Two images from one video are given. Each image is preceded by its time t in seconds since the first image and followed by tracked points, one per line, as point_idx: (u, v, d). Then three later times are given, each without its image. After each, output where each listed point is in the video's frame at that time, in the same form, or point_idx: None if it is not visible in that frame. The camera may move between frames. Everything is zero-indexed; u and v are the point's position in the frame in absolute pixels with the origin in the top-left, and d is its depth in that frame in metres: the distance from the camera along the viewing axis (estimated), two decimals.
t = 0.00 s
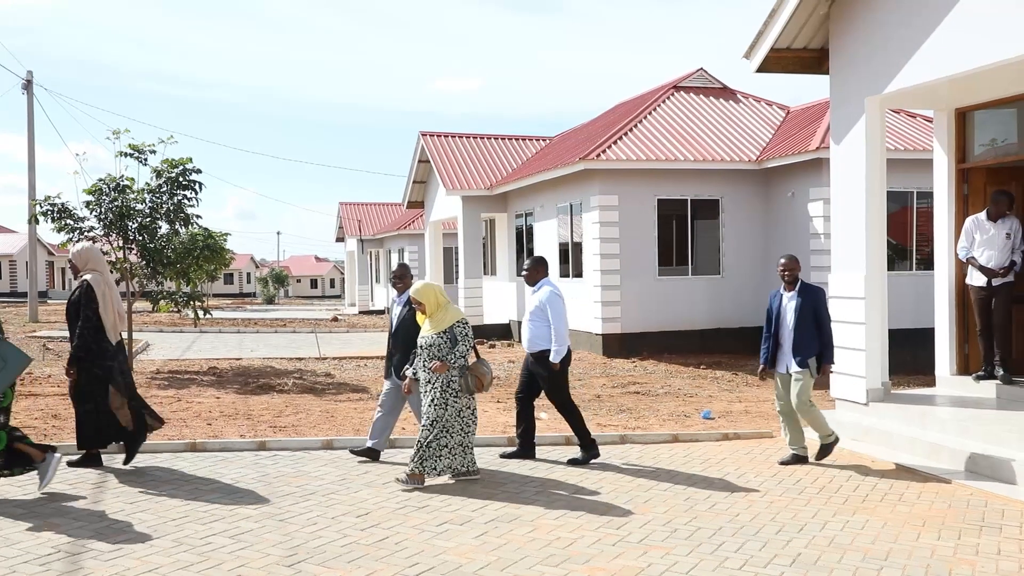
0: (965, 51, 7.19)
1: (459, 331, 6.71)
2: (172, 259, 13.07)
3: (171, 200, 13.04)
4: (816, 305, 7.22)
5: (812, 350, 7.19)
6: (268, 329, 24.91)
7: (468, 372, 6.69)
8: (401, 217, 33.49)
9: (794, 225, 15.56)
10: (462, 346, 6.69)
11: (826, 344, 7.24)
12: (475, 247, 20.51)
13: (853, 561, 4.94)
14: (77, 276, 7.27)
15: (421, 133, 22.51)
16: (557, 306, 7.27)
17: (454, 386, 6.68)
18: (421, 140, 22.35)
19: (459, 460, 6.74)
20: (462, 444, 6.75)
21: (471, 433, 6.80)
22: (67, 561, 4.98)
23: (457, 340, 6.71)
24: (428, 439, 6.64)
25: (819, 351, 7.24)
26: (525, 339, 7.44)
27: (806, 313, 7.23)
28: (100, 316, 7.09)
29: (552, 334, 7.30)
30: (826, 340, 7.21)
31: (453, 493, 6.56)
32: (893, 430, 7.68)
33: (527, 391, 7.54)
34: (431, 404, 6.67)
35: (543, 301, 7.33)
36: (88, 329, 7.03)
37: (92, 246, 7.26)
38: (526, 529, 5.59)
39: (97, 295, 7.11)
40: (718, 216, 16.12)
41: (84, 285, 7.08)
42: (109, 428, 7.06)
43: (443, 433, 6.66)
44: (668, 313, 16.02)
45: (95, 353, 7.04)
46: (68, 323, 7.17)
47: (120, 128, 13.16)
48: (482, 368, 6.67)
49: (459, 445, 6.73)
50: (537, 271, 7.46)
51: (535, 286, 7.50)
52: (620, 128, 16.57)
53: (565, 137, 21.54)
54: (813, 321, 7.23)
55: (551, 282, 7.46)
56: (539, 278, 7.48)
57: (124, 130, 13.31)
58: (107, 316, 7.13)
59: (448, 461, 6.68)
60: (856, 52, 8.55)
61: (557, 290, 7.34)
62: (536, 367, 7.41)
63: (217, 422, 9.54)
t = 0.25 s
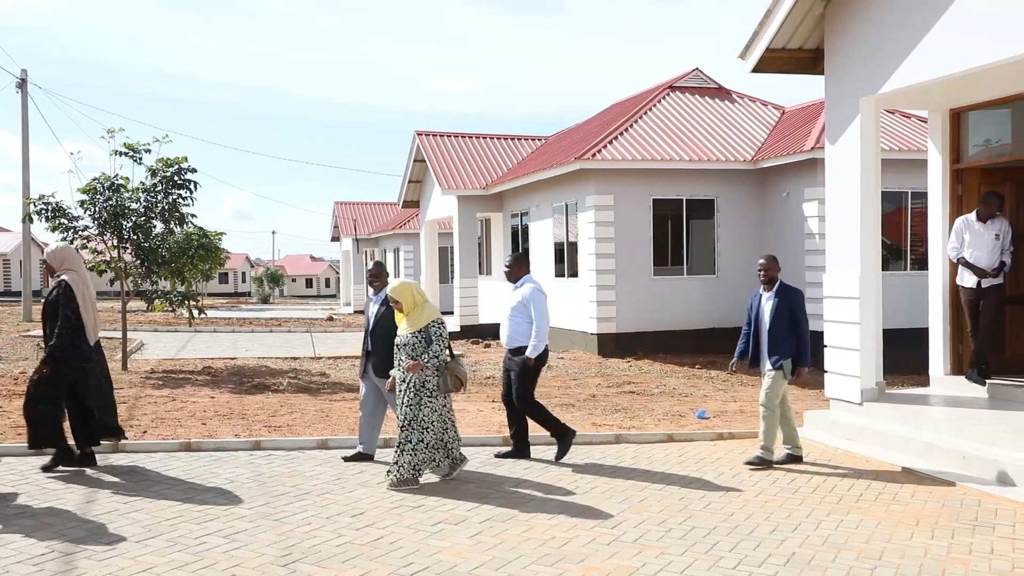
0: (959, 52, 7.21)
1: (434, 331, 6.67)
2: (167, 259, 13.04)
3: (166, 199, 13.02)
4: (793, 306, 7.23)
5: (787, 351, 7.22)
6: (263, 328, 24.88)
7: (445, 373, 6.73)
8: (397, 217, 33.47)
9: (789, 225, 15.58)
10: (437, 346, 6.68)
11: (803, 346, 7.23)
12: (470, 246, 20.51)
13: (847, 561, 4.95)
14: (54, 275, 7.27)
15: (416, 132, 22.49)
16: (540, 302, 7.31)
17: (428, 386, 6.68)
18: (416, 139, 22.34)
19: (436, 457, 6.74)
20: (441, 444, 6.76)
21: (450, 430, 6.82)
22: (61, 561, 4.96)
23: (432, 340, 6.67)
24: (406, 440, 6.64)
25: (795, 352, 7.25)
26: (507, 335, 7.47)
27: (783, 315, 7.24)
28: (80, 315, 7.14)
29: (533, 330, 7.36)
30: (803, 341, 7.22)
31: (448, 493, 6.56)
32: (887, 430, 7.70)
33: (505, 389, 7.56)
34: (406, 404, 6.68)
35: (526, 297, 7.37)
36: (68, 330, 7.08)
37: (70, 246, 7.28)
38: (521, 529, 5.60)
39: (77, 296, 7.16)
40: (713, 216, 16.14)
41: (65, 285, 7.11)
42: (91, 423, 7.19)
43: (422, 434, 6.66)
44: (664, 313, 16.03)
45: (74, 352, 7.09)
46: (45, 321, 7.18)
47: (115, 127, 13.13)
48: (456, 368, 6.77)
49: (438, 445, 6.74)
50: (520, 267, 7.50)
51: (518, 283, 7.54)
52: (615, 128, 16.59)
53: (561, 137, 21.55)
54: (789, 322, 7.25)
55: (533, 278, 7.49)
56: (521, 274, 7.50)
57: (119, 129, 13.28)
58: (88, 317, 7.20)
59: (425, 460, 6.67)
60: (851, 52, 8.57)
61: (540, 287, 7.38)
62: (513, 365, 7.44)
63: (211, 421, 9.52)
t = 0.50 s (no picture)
0: (956, 50, 7.21)
1: (417, 328, 6.65)
2: (164, 258, 13.04)
3: (164, 198, 13.01)
4: (776, 307, 7.20)
5: (771, 352, 7.17)
6: (261, 327, 24.85)
7: (429, 369, 6.69)
8: (395, 215, 33.45)
9: (787, 224, 15.59)
10: (420, 343, 6.66)
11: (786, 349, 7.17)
12: (468, 245, 20.49)
13: (844, 558, 4.96)
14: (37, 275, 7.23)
15: (414, 131, 22.48)
16: (530, 301, 7.35)
17: (413, 384, 6.67)
18: (414, 138, 22.33)
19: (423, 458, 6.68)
20: (429, 441, 6.73)
21: (436, 429, 6.78)
22: (58, 560, 4.96)
23: (414, 337, 6.65)
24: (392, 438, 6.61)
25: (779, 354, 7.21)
26: (493, 332, 7.46)
27: (766, 315, 7.21)
28: (64, 316, 7.11)
29: (523, 327, 7.38)
30: (786, 342, 7.16)
31: (445, 491, 6.56)
32: (883, 429, 7.71)
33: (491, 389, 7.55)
34: (391, 401, 6.67)
35: (516, 294, 7.37)
36: (51, 332, 7.05)
37: (53, 245, 7.23)
38: (519, 527, 5.60)
39: (60, 296, 7.12)
40: (711, 214, 16.14)
41: (47, 286, 7.06)
42: (68, 426, 7.15)
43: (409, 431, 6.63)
44: (662, 311, 16.03)
45: (57, 353, 7.08)
46: (29, 321, 7.16)
47: (112, 125, 13.12)
48: (445, 366, 6.67)
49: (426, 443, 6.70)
50: (508, 264, 7.49)
51: (506, 279, 7.52)
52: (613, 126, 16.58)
53: (558, 135, 21.55)
54: (772, 322, 7.22)
55: (522, 276, 7.50)
56: (509, 272, 7.52)
57: (116, 127, 13.27)
58: (71, 317, 7.16)
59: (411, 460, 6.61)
60: (849, 51, 8.57)
61: (530, 285, 7.40)
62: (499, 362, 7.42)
63: (209, 420, 9.52)
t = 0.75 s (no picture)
0: (952, 49, 7.23)
1: (400, 328, 6.63)
2: (161, 257, 13.02)
3: (160, 197, 12.99)
4: (758, 309, 7.17)
5: (753, 353, 7.17)
6: (257, 327, 24.82)
7: (411, 372, 6.58)
8: (392, 215, 33.41)
9: (784, 222, 15.61)
10: (403, 343, 6.62)
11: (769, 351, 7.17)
12: (465, 244, 20.48)
13: (841, 557, 4.96)
14: (15, 277, 7.22)
15: (410, 130, 22.46)
16: (519, 304, 7.30)
17: (397, 385, 6.64)
18: (411, 137, 22.31)
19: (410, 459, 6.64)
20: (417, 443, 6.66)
21: (424, 430, 6.71)
22: (55, 560, 4.96)
23: (398, 337, 6.63)
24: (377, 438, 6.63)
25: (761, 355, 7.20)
26: (480, 332, 7.42)
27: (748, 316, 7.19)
28: (42, 318, 7.12)
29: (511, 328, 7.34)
30: (768, 345, 7.14)
31: (441, 490, 6.56)
32: (880, 427, 7.72)
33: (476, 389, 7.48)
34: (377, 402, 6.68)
35: (504, 295, 7.33)
36: (29, 334, 7.04)
37: (30, 247, 7.22)
38: (516, 527, 5.60)
39: (38, 298, 7.13)
40: (708, 213, 16.15)
41: (24, 287, 7.06)
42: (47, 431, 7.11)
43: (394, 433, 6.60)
44: (658, 310, 16.04)
45: (35, 356, 7.06)
46: (7, 323, 7.15)
47: (108, 125, 13.10)
48: (429, 368, 6.54)
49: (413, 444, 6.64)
50: (495, 264, 7.42)
51: (494, 279, 7.46)
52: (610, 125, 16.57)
53: (555, 135, 21.54)
54: (754, 325, 7.20)
55: (510, 277, 7.43)
56: (497, 271, 7.44)
57: (112, 127, 13.24)
58: (50, 320, 7.16)
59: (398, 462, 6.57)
60: (845, 50, 8.58)
61: (517, 286, 7.35)
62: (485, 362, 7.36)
63: (205, 420, 9.50)
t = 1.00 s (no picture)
0: (944, 49, 7.25)
1: (381, 330, 6.58)
2: (153, 258, 12.97)
3: (152, 198, 12.96)
4: (734, 311, 7.13)
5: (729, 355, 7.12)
6: (250, 327, 24.75)
7: (389, 374, 6.53)
8: (385, 215, 33.37)
9: (777, 222, 15.64)
10: (384, 346, 6.58)
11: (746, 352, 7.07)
12: (458, 244, 20.47)
13: (834, 556, 4.98)
14: None
15: (404, 130, 22.45)
16: (502, 308, 7.28)
17: (377, 388, 6.57)
18: (405, 137, 22.29)
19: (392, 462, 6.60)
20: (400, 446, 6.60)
21: (406, 433, 6.63)
22: (47, 562, 4.94)
23: (378, 340, 6.58)
24: (356, 441, 6.54)
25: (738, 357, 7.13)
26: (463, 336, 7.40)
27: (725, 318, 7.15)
28: (9, 319, 7.08)
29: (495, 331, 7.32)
30: (745, 346, 7.06)
31: (435, 490, 6.55)
32: (874, 427, 7.74)
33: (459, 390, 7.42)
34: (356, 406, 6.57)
35: (487, 299, 7.32)
36: None
37: None
38: (510, 527, 5.60)
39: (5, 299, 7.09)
40: (702, 213, 16.18)
41: None
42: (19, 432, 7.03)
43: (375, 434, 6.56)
44: (652, 310, 16.07)
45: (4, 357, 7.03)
46: None
47: (100, 125, 13.07)
48: (406, 369, 6.51)
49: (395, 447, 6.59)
50: (479, 267, 7.35)
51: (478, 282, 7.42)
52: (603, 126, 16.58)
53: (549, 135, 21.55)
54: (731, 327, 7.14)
55: (492, 280, 7.40)
56: (480, 274, 7.38)
57: (104, 128, 13.21)
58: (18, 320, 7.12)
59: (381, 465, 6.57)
60: (837, 51, 8.60)
61: (500, 290, 7.33)
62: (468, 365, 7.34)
63: (198, 421, 9.48)
